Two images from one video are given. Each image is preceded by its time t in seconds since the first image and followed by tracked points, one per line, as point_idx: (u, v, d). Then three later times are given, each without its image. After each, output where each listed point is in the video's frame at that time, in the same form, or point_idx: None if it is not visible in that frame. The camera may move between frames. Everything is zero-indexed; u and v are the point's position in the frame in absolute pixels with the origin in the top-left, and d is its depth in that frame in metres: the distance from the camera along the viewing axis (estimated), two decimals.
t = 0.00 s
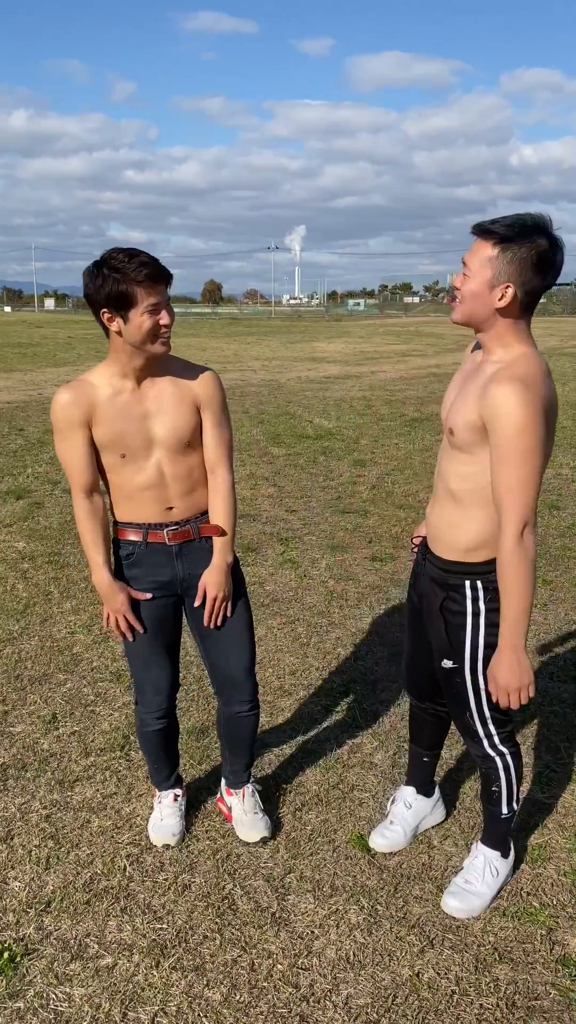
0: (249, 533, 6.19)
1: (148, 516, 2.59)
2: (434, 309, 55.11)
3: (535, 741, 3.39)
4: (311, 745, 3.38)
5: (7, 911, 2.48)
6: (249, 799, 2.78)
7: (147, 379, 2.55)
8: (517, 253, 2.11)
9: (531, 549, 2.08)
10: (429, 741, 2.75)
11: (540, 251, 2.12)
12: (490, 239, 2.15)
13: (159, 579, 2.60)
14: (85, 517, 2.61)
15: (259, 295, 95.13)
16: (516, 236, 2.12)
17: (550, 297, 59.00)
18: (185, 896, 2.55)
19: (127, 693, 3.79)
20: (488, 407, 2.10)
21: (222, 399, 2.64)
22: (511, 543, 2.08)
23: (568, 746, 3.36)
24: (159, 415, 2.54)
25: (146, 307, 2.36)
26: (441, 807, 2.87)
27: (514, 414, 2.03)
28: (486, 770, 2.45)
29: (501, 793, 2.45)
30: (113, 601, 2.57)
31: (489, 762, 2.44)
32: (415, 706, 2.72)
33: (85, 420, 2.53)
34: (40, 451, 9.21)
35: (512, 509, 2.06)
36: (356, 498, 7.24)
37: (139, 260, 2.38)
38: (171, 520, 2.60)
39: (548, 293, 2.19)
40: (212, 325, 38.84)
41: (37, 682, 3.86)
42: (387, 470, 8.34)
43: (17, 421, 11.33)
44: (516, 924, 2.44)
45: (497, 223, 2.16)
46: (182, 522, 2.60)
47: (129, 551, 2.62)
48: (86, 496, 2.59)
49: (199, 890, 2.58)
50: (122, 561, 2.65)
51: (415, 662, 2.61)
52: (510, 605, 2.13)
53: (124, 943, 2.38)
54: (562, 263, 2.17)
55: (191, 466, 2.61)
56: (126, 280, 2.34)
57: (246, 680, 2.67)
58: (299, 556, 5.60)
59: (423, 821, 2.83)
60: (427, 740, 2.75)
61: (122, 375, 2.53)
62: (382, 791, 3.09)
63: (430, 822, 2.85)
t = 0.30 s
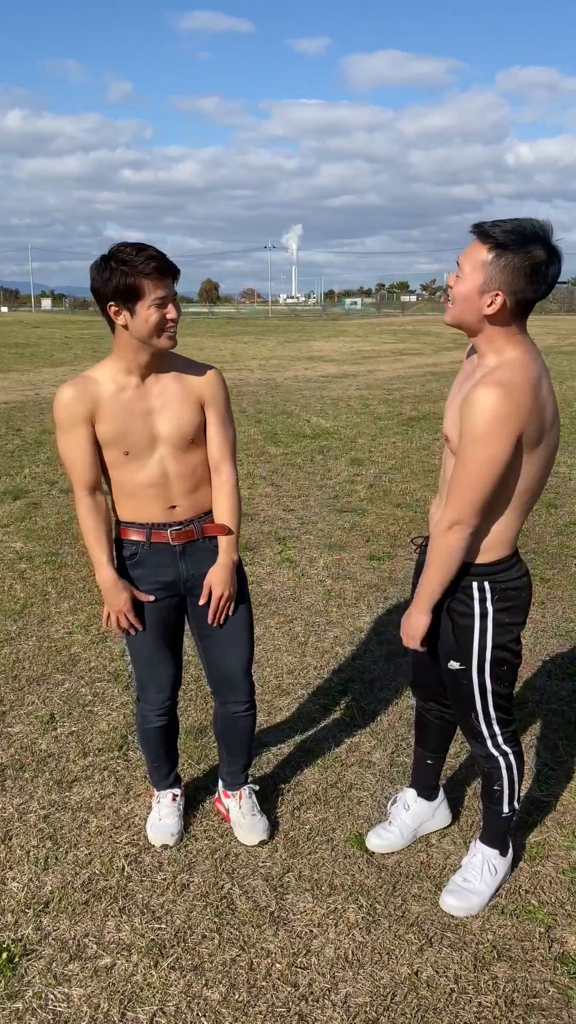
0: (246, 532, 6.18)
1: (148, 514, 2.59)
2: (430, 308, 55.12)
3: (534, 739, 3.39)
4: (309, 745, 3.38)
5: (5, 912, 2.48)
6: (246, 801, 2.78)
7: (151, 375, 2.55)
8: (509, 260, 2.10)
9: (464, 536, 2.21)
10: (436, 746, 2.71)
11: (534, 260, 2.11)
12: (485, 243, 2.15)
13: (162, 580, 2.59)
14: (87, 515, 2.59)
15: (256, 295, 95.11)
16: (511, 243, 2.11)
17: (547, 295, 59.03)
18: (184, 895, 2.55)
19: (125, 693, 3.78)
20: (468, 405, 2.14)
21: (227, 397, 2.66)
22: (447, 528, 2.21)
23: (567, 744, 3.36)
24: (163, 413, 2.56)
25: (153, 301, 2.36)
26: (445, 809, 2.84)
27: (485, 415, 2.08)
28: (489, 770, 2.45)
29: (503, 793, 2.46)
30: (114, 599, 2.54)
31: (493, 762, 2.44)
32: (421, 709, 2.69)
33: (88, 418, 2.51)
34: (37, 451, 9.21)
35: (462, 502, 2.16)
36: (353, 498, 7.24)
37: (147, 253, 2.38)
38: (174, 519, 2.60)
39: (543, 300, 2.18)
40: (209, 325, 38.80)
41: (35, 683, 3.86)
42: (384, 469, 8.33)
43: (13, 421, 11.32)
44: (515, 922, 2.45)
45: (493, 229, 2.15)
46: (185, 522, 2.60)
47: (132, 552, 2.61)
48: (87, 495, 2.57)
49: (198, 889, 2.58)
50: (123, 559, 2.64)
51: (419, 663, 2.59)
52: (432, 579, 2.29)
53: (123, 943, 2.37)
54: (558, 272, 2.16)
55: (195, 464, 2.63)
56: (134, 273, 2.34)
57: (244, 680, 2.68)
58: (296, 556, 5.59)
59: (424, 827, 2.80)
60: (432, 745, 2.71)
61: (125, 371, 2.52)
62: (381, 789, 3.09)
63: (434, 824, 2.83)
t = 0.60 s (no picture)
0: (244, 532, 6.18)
1: (148, 512, 2.59)
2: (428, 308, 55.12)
3: (532, 738, 3.39)
4: (308, 744, 3.38)
5: (4, 912, 2.48)
6: (245, 800, 2.79)
7: (154, 371, 2.55)
8: (489, 257, 2.10)
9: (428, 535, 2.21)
10: (435, 749, 2.70)
11: (513, 255, 2.10)
12: (466, 241, 2.15)
13: (170, 580, 2.57)
14: (80, 514, 2.60)
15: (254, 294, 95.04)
16: (490, 240, 2.11)
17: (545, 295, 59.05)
18: (182, 895, 2.55)
19: (124, 693, 3.78)
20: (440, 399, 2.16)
21: (228, 392, 2.67)
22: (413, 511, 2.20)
23: (565, 743, 3.36)
24: (167, 409, 2.55)
25: (158, 297, 2.36)
26: (445, 813, 2.81)
27: (454, 410, 2.09)
28: (480, 769, 2.46)
29: (495, 793, 2.46)
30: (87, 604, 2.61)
31: (482, 760, 2.44)
32: (419, 712, 2.69)
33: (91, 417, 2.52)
34: (35, 451, 9.22)
35: (430, 490, 2.16)
36: (351, 497, 7.23)
37: (153, 248, 2.38)
38: (180, 519, 2.59)
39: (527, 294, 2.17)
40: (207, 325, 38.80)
41: (33, 683, 3.86)
42: (382, 469, 8.33)
43: (11, 421, 11.32)
44: (513, 921, 2.45)
45: (472, 226, 2.15)
46: (192, 522, 2.59)
47: (138, 552, 2.57)
48: (83, 494, 2.58)
49: (196, 889, 2.58)
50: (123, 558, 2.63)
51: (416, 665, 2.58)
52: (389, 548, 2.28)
53: (121, 943, 2.37)
54: (541, 266, 2.14)
55: (199, 460, 2.63)
56: (138, 266, 2.34)
57: (244, 679, 2.69)
58: (294, 555, 5.59)
59: (423, 828, 2.78)
60: (431, 745, 2.69)
61: (127, 367, 2.52)
62: (379, 789, 3.09)
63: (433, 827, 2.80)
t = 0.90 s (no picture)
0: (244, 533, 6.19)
1: (149, 513, 2.59)
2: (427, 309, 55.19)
3: (531, 739, 3.40)
4: (307, 745, 3.38)
5: (3, 913, 2.48)
6: (243, 801, 2.79)
7: (156, 371, 2.56)
8: (454, 259, 2.15)
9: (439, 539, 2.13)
10: (429, 752, 2.69)
11: (478, 258, 2.14)
12: (432, 243, 2.20)
13: (175, 580, 2.57)
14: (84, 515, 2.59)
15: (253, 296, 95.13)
16: (455, 242, 2.16)
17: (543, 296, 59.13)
18: (181, 896, 2.55)
19: (123, 694, 3.78)
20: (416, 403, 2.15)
21: (228, 393, 2.71)
22: (424, 533, 2.14)
23: (564, 743, 3.37)
24: (170, 409, 2.57)
25: (164, 295, 2.38)
26: (438, 825, 2.79)
27: (432, 409, 2.09)
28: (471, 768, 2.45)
29: (486, 792, 2.45)
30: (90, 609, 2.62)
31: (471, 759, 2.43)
32: (412, 715, 2.68)
33: (95, 418, 2.51)
34: (34, 452, 9.22)
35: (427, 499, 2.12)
36: (351, 498, 7.24)
37: (158, 248, 2.39)
38: (185, 519, 2.60)
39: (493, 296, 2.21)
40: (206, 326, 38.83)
41: (32, 684, 3.86)
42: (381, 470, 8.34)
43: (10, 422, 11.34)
44: (512, 921, 2.45)
45: (439, 228, 2.20)
46: (196, 523, 2.59)
47: (144, 556, 2.57)
48: (88, 496, 2.58)
49: (195, 890, 2.58)
50: (127, 559, 2.63)
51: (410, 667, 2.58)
52: (421, 591, 2.18)
53: (120, 943, 2.38)
54: (505, 269, 2.18)
55: (202, 459, 2.64)
56: (144, 266, 2.35)
57: (245, 679, 2.70)
58: (293, 556, 5.60)
59: (415, 838, 2.77)
60: (426, 751, 2.69)
61: (128, 367, 2.52)
62: (378, 789, 3.09)
63: (423, 839, 2.78)
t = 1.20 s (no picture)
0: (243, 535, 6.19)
1: (148, 516, 2.59)
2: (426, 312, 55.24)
3: (530, 742, 3.40)
4: (306, 748, 3.38)
5: (1, 916, 2.48)
6: (242, 804, 2.78)
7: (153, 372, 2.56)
8: (414, 264, 2.19)
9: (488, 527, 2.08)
10: (428, 755, 2.69)
11: (438, 262, 2.18)
12: (396, 250, 2.24)
13: (175, 580, 2.57)
14: (89, 516, 2.59)
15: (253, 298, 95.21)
16: (417, 248, 2.20)
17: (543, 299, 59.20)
18: (180, 899, 2.55)
19: (122, 697, 3.78)
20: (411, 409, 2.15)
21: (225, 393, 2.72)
22: (469, 529, 2.07)
23: (563, 746, 3.37)
24: (170, 410, 2.57)
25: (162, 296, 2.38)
26: (438, 829, 2.79)
27: (431, 410, 2.08)
28: (470, 763, 2.45)
29: (486, 790, 2.45)
30: (103, 610, 2.55)
31: (468, 754, 2.44)
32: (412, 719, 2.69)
33: (94, 420, 2.51)
34: (34, 455, 9.22)
35: (463, 496, 2.07)
36: (350, 500, 7.25)
37: (157, 249, 2.40)
38: (186, 520, 2.60)
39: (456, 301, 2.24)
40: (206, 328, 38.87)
41: (31, 687, 3.85)
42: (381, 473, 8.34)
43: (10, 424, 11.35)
44: (511, 924, 2.45)
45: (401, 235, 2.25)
46: (196, 525, 2.59)
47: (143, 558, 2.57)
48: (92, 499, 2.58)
49: (194, 893, 2.58)
50: (128, 562, 2.63)
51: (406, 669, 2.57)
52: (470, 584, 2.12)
53: (119, 946, 2.38)
54: (465, 274, 2.22)
55: (202, 460, 2.65)
56: (143, 267, 2.35)
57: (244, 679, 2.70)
58: (293, 558, 5.60)
59: (414, 843, 2.76)
60: (425, 754, 2.69)
61: (126, 370, 2.52)
62: (377, 792, 3.09)
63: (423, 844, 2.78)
